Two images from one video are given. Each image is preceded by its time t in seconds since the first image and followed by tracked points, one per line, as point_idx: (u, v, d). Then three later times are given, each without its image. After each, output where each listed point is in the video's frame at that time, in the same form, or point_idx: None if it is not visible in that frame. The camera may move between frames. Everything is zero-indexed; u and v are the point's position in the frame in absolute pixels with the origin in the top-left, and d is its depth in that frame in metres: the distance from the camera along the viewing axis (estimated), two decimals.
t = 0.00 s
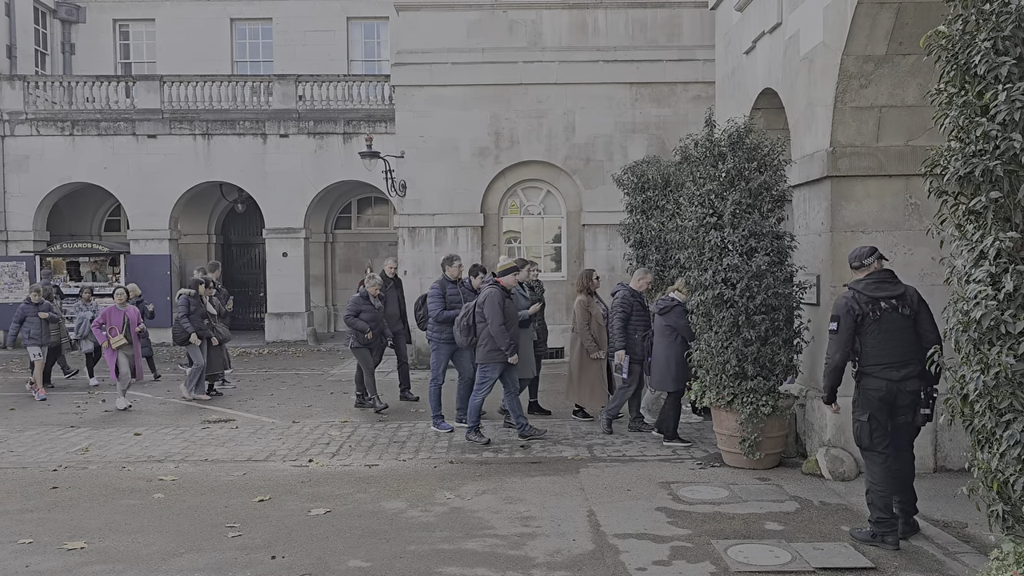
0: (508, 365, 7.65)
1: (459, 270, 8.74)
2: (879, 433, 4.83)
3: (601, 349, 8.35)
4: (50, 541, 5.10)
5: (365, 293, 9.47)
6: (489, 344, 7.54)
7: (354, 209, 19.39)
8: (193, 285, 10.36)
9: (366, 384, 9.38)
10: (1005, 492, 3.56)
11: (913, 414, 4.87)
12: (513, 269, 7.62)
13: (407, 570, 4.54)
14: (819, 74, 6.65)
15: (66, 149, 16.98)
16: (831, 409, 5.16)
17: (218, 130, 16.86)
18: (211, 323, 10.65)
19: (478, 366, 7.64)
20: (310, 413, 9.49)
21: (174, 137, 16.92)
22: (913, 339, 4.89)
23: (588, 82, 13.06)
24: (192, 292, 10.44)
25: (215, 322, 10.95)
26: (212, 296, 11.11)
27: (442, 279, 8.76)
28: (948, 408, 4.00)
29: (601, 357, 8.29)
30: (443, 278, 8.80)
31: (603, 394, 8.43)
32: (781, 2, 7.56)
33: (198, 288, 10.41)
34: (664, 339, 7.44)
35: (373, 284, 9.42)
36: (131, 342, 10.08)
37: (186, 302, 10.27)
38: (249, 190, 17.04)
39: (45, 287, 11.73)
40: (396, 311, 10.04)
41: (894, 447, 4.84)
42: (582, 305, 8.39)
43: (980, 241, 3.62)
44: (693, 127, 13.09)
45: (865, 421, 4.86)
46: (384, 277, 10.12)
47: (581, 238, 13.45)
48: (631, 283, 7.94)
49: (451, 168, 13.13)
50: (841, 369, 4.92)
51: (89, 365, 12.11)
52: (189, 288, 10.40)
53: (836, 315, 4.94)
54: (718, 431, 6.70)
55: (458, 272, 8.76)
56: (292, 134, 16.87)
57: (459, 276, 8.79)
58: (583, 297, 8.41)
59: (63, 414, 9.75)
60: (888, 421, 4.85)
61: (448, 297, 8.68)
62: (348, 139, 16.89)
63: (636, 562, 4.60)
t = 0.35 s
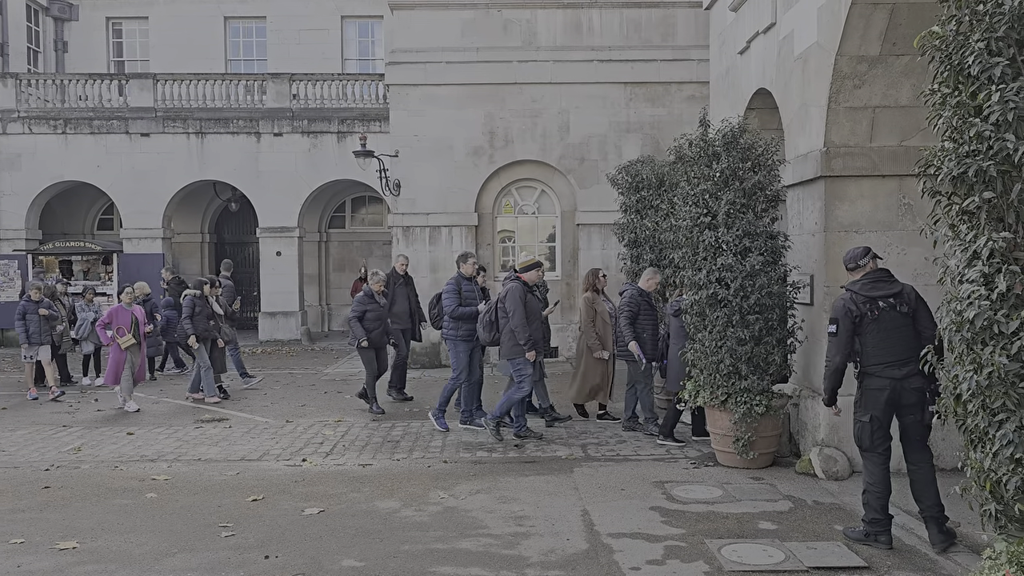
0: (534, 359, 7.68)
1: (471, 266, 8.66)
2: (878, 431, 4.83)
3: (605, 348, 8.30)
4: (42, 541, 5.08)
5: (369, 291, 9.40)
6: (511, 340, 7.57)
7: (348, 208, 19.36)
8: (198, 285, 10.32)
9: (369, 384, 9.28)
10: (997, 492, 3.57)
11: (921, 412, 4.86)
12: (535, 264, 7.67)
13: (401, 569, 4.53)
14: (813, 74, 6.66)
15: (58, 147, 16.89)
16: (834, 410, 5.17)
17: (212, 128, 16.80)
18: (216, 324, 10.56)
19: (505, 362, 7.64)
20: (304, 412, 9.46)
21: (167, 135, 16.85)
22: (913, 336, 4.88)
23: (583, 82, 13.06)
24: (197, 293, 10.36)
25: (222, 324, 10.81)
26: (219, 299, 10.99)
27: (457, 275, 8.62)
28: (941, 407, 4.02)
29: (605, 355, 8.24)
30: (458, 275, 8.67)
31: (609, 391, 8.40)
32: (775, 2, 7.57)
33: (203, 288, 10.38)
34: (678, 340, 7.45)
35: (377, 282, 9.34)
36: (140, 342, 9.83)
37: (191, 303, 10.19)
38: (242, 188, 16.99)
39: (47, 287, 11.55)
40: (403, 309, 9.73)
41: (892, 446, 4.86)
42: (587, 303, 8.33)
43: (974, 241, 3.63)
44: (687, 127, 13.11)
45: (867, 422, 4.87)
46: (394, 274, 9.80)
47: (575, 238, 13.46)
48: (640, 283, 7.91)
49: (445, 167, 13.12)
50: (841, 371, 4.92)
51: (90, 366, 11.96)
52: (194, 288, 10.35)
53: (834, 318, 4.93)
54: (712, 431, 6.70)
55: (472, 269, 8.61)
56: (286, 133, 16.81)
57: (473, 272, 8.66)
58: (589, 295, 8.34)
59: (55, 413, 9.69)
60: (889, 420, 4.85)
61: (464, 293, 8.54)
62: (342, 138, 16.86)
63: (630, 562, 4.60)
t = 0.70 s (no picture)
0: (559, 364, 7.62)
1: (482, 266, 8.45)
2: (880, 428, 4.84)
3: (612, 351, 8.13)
4: (35, 541, 5.05)
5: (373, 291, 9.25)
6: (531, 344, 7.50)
7: (342, 207, 19.33)
8: (202, 283, 10.05)
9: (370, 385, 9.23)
10: (990, 491, 3.59)
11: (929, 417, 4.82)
12: (557, 267, 7.59)
13: (396, 569, 4.53)
14: (808, 75, 6.68)
15: (51, 146, 16.82)
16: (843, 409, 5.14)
17: (206, 128, 16.74)
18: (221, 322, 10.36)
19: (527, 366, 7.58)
20: (298, 412, 9.44)
21: (161, 134, 16.80)
22: (923, 340, 4.86)
23: (578, 82, 13.06)
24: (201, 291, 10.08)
25: (226, 322, 10.61)
26: (223, 295, 10.77)
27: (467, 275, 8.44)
28: (936, 407, 4.03)
29: (610, 357, 8.09)
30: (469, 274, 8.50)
31: (617, 394, 8.21)
32: (770, 3, 7.59)
33: (206, 286, 10.13)
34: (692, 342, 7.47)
35: (381, 281, 9.19)
36: (152, 345, 9.58)
37: (194, 301, 9.91)
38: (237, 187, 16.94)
39: (55, 282, 11.39)
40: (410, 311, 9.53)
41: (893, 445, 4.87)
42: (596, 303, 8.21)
43: (968, 241, 3.65)
44: (682, 127, 13.13)
45: (870, 421, 4.87)
46: (402, 275, 9.64)
47: (570, 238, 13.46)
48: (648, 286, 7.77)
49: (440, 166, 13.11)
50: (849, 368, 4.92)
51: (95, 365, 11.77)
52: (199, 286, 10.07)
53: (844, 314, 4.97)
54: (707, 430, 6.71)
55: (483, 269, 8.36)
56: (281, 132, 16.77)
57: (485, 273, 8.43)
58: (598, 295, 8.24)
59: (48, 413, 9.64)
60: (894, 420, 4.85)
61: (475, 294, 8.41)
62: (336, 138, 16.83)
63: (625, 561, 4.60)
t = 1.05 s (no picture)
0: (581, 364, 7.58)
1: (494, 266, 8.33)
2: (889, 424, 4.85)
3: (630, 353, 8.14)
4: (30, 541, 5.04)
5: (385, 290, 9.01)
6: (563, 343, 7.47)
7: (338, 207, 19.31)
8: (208, 284, 9.98)
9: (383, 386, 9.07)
10: (985, 490, 3.61)
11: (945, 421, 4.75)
12: (580, 264, 7.47)
13: (392, 568, 4.53)
14: (803, 75, 6.69)
15: (46, 145, 16.77)
16: (862, 397, 5.23)
17: (201, 127, 16.71)
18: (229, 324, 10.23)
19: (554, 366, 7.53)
20: (294, 411, 9.43)
21: (156, 133, 16.75)
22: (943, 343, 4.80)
23: (574, 81, 13.07)
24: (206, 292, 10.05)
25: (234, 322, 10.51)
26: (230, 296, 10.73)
27: (479, 276, 8.37)
28: (932, 407, 4.05)
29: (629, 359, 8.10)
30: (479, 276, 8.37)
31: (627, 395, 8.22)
32: (766, 3, 7.61)
33: (211, 286, 10.00)
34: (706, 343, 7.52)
35: (393, 280, 8.97)
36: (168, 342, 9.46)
37: (200, 302, 9.81)
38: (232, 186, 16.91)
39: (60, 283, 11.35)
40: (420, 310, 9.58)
41: (897, 444, 4.88)
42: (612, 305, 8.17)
43: (963, 241, 3.66)
44: (678, 127, 13.15)
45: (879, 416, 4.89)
46: (409, 275, 9.63)
47: (566, 238, 13.46)
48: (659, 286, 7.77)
49: (436, 165, 13.10)
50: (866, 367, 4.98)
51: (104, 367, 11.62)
52: (202, 287, 10.01)
53: (864, 313, 5.02)
54: (702, 429, 6.72)
55: (496, 270, 8.33)
56: (276, 132, 16.74)
57: (497, 274, 8.37)
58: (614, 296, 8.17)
59: (42, 412, 9.60)
60: (905, 420, 4.84)
61: (487, 297, 8.27)
62: (332, 137, 16.80)
63: (621, 560, 4.61)
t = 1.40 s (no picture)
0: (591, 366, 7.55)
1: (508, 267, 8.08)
2: (895, 419, 4.98)
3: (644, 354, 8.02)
4: (23, 542, 5.01)
5: (394, 287, 8.90)
6: (581, 344, 7.41)
7: (333, 206, 19.28)
8: (211, 281, 9.75)
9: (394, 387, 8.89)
10: (981, 489, 3.61)
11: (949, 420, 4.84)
12: (600, 266, 7.45)
13: (387, 568, 4.52)
14: (799, 75, 6.70)
15: (40, 144, 16.70)
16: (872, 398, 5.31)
17: (196, 126, 16.67)
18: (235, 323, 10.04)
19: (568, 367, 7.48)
20: (289, 411, 9.41)
21: (151, 132, 16.70)
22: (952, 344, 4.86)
23: (570, 81, 13.07)
24: (211, 291, 9.80)
25: (240, 322, 10.26)
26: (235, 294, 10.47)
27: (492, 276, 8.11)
28: (927, 407, 4.06)
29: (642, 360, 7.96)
30: (493, 276, 8.13)
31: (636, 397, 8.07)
32: (761, 3, 7.63)
33: (214, 283, 9.78)
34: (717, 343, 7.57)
35: (401, 277, 8.85)
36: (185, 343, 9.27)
37: (205, 302, 9.65)
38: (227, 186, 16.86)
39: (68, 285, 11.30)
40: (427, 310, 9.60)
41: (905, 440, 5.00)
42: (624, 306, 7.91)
43: (959, 241, 3.67)
44: (674, 127, 13.17)
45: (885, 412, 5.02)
46: (417, 275, 9.59)
47: (562, 239, 13.47)
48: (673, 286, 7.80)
49: (432, 165, 13.09)
50: (874, 363, 5.05)
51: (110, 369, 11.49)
52: (207, 286, 9.81)
53: (874, 309, 5.10)
54: (698, 429, 6.73)
55: (510, 271, 8.09)
56: (271, 131, 16.70)
57: (510, 273, 8.15)
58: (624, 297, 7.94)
59: (36, 412, 9.56)
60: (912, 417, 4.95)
61: (500, 296, 8.13)
62: (327, 137, 16.77)
63: (617, 560, 4.61)
